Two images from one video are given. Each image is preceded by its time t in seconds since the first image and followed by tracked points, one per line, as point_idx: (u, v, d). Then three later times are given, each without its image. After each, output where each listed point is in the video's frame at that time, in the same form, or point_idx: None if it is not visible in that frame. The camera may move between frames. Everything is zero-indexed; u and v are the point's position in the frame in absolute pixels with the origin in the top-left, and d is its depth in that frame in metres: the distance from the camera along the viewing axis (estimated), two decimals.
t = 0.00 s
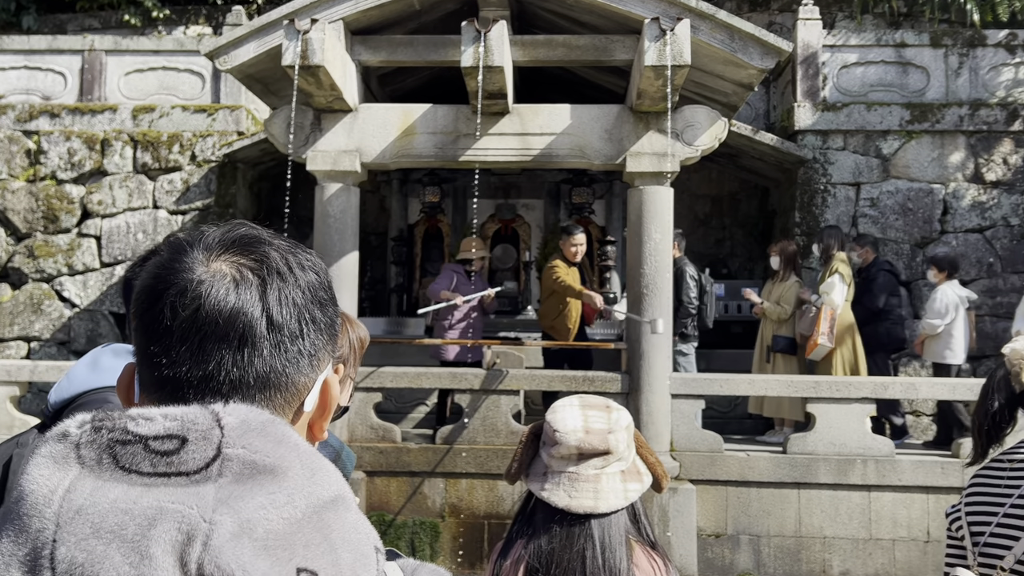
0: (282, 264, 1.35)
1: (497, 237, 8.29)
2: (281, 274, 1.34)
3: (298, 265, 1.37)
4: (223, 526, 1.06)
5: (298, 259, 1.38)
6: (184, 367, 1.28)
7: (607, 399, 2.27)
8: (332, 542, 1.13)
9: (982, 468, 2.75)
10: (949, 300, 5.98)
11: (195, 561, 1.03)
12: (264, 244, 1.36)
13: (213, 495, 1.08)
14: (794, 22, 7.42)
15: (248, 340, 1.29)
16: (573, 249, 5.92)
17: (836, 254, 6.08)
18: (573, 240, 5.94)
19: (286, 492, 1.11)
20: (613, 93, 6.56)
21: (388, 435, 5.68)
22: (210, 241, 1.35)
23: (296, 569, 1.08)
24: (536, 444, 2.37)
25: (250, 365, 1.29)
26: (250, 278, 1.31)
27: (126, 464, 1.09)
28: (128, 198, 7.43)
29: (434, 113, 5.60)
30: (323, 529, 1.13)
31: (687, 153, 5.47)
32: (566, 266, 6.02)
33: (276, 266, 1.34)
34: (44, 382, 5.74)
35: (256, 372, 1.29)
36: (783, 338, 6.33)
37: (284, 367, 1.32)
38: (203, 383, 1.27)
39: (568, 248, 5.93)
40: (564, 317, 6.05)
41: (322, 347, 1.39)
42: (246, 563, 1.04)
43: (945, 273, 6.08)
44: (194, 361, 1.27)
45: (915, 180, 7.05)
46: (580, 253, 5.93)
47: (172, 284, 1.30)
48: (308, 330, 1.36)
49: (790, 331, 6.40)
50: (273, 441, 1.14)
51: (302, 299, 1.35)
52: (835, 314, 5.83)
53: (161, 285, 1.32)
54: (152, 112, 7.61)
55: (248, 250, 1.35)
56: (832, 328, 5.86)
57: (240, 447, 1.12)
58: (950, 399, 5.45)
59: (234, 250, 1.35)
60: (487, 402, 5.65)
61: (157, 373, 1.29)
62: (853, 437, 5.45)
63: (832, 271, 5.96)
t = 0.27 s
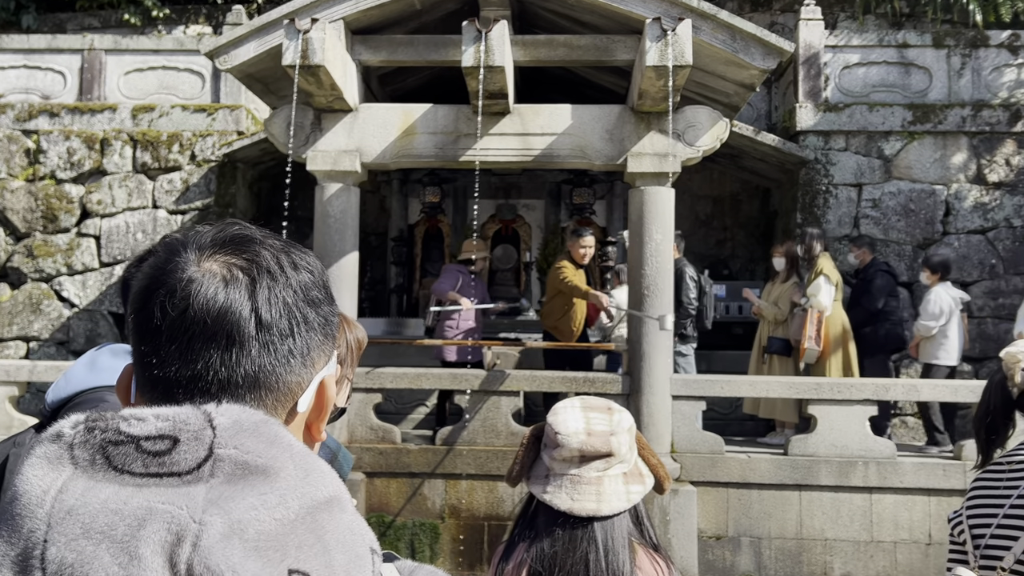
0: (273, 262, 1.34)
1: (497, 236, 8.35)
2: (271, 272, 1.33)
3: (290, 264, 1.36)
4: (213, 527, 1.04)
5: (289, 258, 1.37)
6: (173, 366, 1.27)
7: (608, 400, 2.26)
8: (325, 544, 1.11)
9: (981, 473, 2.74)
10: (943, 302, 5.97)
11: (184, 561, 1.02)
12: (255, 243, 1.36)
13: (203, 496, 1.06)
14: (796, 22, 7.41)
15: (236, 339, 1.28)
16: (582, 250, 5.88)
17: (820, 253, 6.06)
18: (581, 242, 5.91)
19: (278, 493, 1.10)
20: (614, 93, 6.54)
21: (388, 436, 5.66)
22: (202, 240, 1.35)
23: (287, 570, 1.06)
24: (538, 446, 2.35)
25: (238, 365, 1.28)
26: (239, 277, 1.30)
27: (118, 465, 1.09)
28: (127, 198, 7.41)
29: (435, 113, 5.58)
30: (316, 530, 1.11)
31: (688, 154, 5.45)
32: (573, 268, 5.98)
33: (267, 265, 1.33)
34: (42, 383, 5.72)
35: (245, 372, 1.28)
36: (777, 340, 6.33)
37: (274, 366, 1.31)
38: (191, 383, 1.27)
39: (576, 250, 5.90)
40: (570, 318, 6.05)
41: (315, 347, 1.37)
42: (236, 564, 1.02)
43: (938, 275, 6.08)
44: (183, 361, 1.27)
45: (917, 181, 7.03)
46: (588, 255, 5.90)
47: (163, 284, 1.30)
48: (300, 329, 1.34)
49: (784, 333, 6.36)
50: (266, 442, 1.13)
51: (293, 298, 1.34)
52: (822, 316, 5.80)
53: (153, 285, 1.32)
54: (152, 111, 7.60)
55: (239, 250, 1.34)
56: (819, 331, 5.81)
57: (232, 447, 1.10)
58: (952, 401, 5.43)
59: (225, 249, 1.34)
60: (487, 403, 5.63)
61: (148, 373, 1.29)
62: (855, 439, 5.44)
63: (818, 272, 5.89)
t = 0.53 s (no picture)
0: (258, 263, 1.37)
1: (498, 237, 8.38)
2: (256, 273, 1.36)
3: (276, 265, 1.39)
4: (204, 530, 1.04)
5: (276, 259, 1.39)
6: (161, 368, 1.31)
7: (608, 402, 2.24)
8: (318, 546, 1.12)
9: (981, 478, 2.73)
10: (933, 304, 5.88)
11: (174, 564, 1.02)
12: (242, 244, 1.39)
13: (195, 499, 1.07)
14: (797, 22, 7.40)
15: (221, 340, 1.31)
16: (586, 251, 5.90)
17: (808, 257, 6.04)
18: (586, 243, 5.91)
19: (271, 496, 1.10)
20: (614, 93, 6.52)
21: (387, 437, 5.64)
22: (190, 241, 1.39)
23: (280, 573, 1.07)
24: (538, 449, 2.34)
25: (222, 366, 1.31)
26: (224, 278, 1.33)
27: (109, 467, 1.09)
28: (126, 198, 7.39)
29: (435, 114, 5.56)
30: (309, 533, 1.12)
31: (689, 155, 5.43)
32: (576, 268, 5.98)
33: (251, 266, 1.36)
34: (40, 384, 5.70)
35: (230, 373, 1.31)
36: (774, 342, 6.29)
37: (259, 367, 1.33)
38: (178, 384, 1.30)
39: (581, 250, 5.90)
40: (573, 319, 6.05)
41: (302, 347, 1.39)
42: (227, 567, 1.03)
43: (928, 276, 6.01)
44: (169, 362, 1.30)
45: (919, 182, 7.01)
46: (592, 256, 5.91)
47: (150, 286, 1.34)
48: (286, 329, 1.37)
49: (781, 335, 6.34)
50: (258, 444, 1.13)
51: (278, 299, 1.36)
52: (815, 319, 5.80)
53: (141, 287, 1.36)
54: (151, 112, 7.58)
55: (226, 251, 1.37)
56: (812, 334, 5.83)
57: (224, 449, 1.11)
58: (954, 403, 5.40)
59: (212, 251, 1.38)
60: (487, 405, 5.61)
61: (137, 374, 1.33)
62: (856, 441, 5.42)
63: (808, 276, 5.86)
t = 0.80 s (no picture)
0: (246, 264, 1.35)
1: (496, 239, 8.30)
2: (243, 274, 1.34)
3: (264, 266, 1.37)
4: (198, 533, 1.04)
5: (264, 259, 1.38)
6: (148, 371, 1.30)
7: (610, 404, 2.22)
8: (313, 548, 1.11)
9: (981, 481, 2.77)
10: (920, 307, 5.90)
11: (168, 567, 1.02)
12: (230, 244, 1.37)
13: (188, 501, 1.07)
14: (797, 23, 7.38)
15: (208, 343, 1.30)
16: (585, 252, 5.87)
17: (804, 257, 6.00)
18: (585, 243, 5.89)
19: (265, 498, 1.10)
20: (614, 94, 6.51)
21: (386, 439, 5.62)
22: (178, 242, 1.37)
23: None
24: (538, 452, 2.31)
25: (210, 369, 1.29)
26: (211, 280, 1.32)
27: (101, 470, 1.09)
28: (124, 199, 7.37)
29: (434, 115, 5.55)
30: (304, 535, 1.11)
31: (689, 155, 5.40)
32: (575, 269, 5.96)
33: (239, 267, 1.34)
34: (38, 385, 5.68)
35: (217, 376, 1.29)
36: (772, 343, 6.24)
37: (247, 369, 1.32)
38: (165, 387, 1.29)
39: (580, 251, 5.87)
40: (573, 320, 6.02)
41: (292, 349, 1.37)
42: (221, 570, 1.03)
43: (916, 279, 6.02)
44: (156, 365, 1.29)
45: (919, 183, 6.99)
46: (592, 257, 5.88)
47: (137, 288, 1.33)
48: (275, 331, 1.35)
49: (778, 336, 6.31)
50: (252, 446, 1.13)
51: (266, 301, 1.35)
52: (809, 322, 5.77)
53: (128, 289, 1.35)
54: (149, 112, 7.56)
55: (213, 252, 1.36)
56: (806, 336, 5.81)
57: (217, 451, 1.10)
58: (955, 404, 5.38)
59: (200, 251, 1.36)
60: (486, 406, 5.59)
61: (125, 378, 1.32)
62: (856, 442, 5.40)
63: (801, 278, 5.83)
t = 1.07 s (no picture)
0: (235, 266, 1.34)
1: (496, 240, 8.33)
2: (233, 276, 1.33)
3: (253, 268, 1.35)
4: (191, 537, 1.02)
5: (254, 261, 1.36)
6: (135, 376, 1.28)
7: (609, 407, 2.20)
8: (306, 552, 1.10)
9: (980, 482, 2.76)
10: (914, 309, 5.89)
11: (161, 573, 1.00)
12: (219, 247, 1.36)
13: (181, 505, 1.05)
14: (797, 23, 7.37)
15: (197, 346, 1.28)
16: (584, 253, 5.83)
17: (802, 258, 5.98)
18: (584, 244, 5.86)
19: (258, 501, 1.08)
20: (613, 95, 6.49)
21: (384, 441, 5.60)
22: (166, 245, 1.36)
23: None
24: (537, 455, 2.29)
25: (199, 372, 1.27)
26: (200, 282, 1.30)
27: (93, 474, 1.07)
28: (121, 201, 7.35)
29: (432, 115, 5.53)
30: (298, 539, 1.10)
31: (688, 156, 5.39)
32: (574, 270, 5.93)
33: (228, 270, 1.33)
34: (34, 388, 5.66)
35: (206, 379, 1.27)
36: (771, 345, 6.25)
37: (237, 373, 1.30)
38: (154, 391, 1.27)
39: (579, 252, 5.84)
40: (573, 322, 6.01)
41: (283, 352, 1.36)
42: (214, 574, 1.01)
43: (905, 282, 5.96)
44: (144, 369, 1.27)
45: (919, 184, 6.98)
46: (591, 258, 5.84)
47: (126, 292, 1.31)
48: (264, 334, 1.33)
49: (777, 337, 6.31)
50: (245, 450, 1.11)
51: (256, 303, 1.33)
52: (805, 323, 5.78)
53: (116, 293, 1.33)
54: (146, 113, 7.54)
55: (202, 254, 1.34)
56: (804, 337, 5.84)
57: (210, 455, 1.08)
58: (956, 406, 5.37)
59: (189, 254, 1.35)
60: (485, 408, 5.57)
61: (113, 383, 1.30)
62: (856, 444, 5.38)
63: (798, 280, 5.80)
